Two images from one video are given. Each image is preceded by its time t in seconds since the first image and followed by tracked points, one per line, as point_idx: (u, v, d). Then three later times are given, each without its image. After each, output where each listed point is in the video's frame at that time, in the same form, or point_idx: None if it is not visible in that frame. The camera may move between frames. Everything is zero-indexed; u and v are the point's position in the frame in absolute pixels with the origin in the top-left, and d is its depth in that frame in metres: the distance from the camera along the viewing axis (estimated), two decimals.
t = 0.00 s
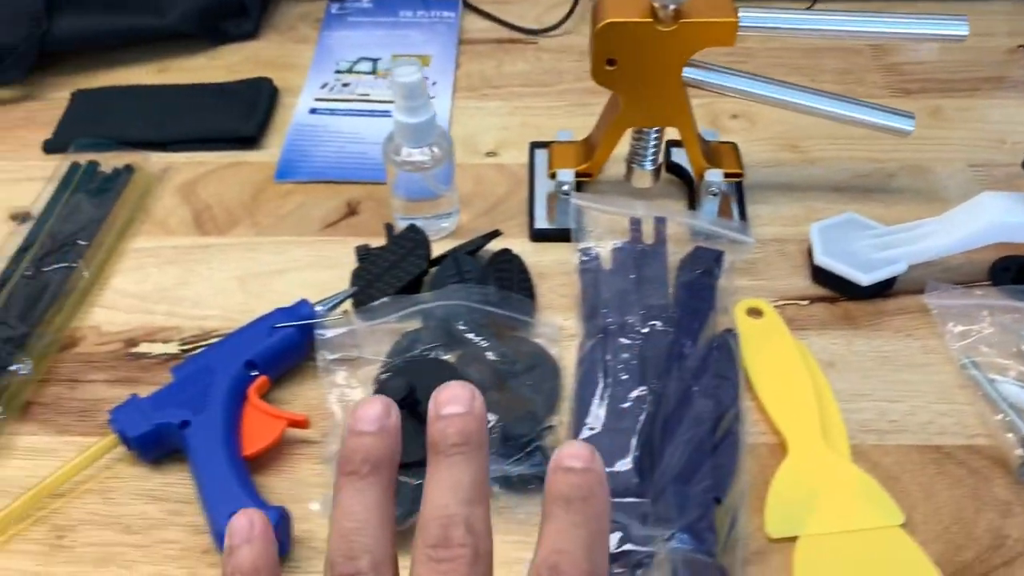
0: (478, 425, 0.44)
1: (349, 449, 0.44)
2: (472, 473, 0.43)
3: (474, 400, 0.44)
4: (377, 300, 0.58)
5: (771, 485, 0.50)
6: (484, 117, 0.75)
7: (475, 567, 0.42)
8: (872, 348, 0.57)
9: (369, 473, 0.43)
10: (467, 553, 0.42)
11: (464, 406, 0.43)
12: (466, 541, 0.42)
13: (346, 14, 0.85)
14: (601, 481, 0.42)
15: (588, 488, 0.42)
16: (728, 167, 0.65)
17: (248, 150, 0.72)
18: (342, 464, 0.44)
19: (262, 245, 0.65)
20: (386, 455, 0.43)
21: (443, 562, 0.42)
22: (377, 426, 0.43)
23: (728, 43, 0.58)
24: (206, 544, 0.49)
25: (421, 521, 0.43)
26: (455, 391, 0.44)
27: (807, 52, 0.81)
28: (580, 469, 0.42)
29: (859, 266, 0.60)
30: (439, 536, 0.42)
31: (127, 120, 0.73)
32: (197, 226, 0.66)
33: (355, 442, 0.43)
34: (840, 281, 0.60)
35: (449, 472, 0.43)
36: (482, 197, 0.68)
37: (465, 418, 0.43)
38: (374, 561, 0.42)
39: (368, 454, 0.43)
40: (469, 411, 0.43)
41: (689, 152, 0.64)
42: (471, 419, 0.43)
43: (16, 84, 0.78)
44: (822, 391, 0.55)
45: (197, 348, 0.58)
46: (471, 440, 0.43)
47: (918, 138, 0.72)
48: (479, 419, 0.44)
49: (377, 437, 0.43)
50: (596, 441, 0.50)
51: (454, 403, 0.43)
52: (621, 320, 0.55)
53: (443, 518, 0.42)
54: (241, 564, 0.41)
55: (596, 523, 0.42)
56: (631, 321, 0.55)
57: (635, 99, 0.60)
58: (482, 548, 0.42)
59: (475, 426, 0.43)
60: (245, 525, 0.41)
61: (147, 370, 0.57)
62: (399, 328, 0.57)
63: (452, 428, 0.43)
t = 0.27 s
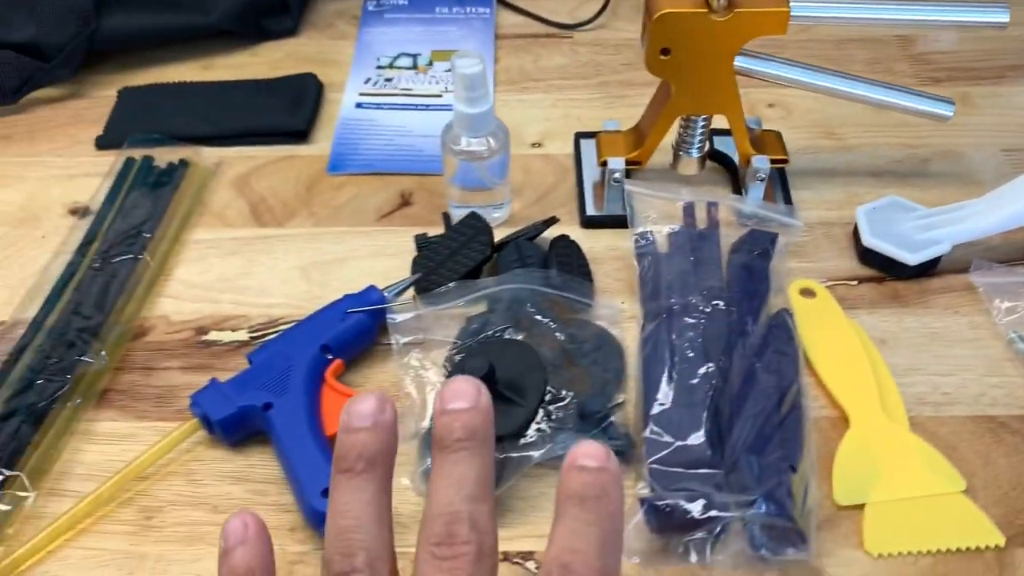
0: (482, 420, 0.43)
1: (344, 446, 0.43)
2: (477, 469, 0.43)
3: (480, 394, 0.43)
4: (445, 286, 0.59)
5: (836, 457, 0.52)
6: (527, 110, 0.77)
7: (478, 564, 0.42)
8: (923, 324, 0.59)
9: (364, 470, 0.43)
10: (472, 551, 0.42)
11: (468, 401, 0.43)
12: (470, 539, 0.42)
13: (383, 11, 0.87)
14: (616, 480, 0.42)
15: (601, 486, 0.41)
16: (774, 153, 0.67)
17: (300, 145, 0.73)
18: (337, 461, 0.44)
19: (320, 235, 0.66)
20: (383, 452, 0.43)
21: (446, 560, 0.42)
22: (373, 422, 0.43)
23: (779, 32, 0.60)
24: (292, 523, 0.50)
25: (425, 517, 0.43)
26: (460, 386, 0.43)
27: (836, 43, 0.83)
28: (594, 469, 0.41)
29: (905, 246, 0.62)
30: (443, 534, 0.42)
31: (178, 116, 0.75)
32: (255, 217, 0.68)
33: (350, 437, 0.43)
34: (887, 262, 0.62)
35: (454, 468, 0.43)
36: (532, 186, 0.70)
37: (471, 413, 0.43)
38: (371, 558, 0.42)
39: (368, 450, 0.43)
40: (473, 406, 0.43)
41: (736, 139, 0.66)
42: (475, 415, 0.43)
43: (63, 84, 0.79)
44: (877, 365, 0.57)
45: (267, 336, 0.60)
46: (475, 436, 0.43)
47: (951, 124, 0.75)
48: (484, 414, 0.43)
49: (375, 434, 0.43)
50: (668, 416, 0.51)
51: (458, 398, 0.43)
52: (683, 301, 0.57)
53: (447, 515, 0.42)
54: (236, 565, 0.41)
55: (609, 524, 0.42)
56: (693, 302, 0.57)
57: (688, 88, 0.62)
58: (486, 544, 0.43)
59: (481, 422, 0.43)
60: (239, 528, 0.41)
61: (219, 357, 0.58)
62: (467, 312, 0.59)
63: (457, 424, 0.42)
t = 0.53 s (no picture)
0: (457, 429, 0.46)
1: (331, 451, 0.45)
2: (449, 470, 0.45)
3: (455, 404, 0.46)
4: (513, 285, 0.62)
5: (895, 454, 0.54)
6: (578, 117, 0.79)
7: (451, 556, 0.44)
8: (971, 328, 0.62)
9: (349, 472, 0.45)
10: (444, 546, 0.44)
11: (444, 408, 0.46)
12: (442, 532, 0.44)
13: (433, 21, 0.89)
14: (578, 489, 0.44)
15: (563, 494, 0.43)
16: (823, 162, 0.69)
17: (359, 150, 0.76)
18: (323, 465, 0.46)
19: (385, 237, 0.69)
20: (365, 456, 0.45)
21: (420, 552, 0.44)
22: (359, 428, 0.45)
23: (834, 45, 0.62)
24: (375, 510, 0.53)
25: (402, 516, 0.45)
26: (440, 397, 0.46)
27: (874, 55, 0.86)
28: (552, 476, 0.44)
29: (952, 252, 0.64)
30: (418, 529, 0.44)
31: (242, 121, 0.77)
32: (321, 220, 0.70)
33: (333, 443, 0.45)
34: (935, 267, 0.64)
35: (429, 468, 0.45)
36: (587, 191, 0.72)
37: (445, 419, 0.45)
38: (356, 554, 0.44)
39: (353, 453, 0.45)
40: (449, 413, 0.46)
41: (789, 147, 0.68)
42: (448, 422, 0.45)
43: (126, 88, 0.81)
44: (930, 366, 0.59)
45: (339, 332, 0.62)
46: (450, 440, 0.45)
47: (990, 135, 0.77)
48: (460, 420, 0.46)
49: (358, 440, 0.45)
50: (736, 412, 0.53)
51: (435, 405, 0.46)
52: (745, 303, 0.59)
53: (423, 511, 0.44)
54: (238, 563, 0.43)
55: (570, 524, 0.44)
56: (755, 304, 0.59)
57: (744, 99, 0.65)
58: (458, 538, 0.45)
59: (455, 428, 0.45)
60: (243, 527, 0.44)
61: (295, 353, 0.61)
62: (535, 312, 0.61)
63: (432, 430, 0.45)
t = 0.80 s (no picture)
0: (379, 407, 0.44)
1: (267, 437, 0.44)
2: (372, 447, 0.43)
3: (380, 384, 0.44)
4: (649, 285, 0.62)
5: None
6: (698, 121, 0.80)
7: (379, 517, 0.42)
8: None
9: (286, 456, 0.43)
10: (467, 532, 0.40)
11: (370, 388, 0.44)
12: (369, 495, 0.42)
13: (548, 23, 0.90)
14: (485, 449, 0.42)
15: (468, 454, 0.41)
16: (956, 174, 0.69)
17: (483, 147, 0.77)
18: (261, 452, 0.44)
19: (514, 232, 0.69)
20: (299, 439, 0.43)
21: (346, 516, 0.42)
22: (292, 415, 0.44)
23: (982, 57, 0.62)
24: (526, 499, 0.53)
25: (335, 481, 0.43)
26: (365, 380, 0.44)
27: (993, 70, 0.85)
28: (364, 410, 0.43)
29: None
30: (342, 494, 0.42)
31: (368, 115, 0.79)
32: (450, 215, 0.72)
33: (348, 427, 0.43)
34: None
35: (370, 443, 0.43)
36: (712, 194, 0.73)
37: (372, 398, 0.44)
38: (292, 528, 0.43)
39: (287, 441, 0.43)
40: (372, 390, 0.44)
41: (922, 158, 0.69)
42: (371, 400, 0.44)
43: (253, 78, 0.83)
44: None
45: (476, 325, 0.63)
46: (377, 418, 0.43)
47: None
48: (386, 400, 0.44)
49: (297, 426, 0.44)
50: (885, 419, 0.54)
51: (362, 385, 0.44)
52: (888, 311, 0.59)
53: (348, 478, 0.42)
54: (196, 550, 0.43)
55: (480, 486, 0.41)
56: (899, 312, 0.59)
57: (886, 109, 0.65)
58: (387, 498, 0.43)
59: (379, 405, 0.44)
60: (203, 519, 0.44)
61: (436, 342, 0.62)
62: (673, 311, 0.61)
63: (358, 408, 0.43)
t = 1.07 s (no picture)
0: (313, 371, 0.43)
1: (178, 409, 0.45)
2: (298, 391, 0.41)
3: (317, 345, 0.44)
4: (797, 297, 0.62)
5: None
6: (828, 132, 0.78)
7: (231, 447, 0.39)
8: None
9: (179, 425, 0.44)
10: (296, 440, 0.39)
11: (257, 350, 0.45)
12: (226, 426, 0.40)
13: (671, 26, 0.89)
14: (322, 353, 0.44)
15: (306, 355, 0.43)
16: None
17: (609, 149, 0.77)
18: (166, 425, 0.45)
19: (646, 237, 0.69)
20: (199, 410, 0.44)
21: (205, 444, 0.39)
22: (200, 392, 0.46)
23: None
24: (674, 509, 0.52)
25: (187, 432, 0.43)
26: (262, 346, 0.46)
27: None
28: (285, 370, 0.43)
29: None
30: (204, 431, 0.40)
31: (496, 112, 0.79)
32: (580, 215, 0.71)
33: (224, 382, 0.43)
34: None
35: (299, 396, 0.41)
36: (847, 206, 0.71)
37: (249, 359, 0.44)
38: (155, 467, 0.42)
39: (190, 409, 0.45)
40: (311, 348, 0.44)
41: None
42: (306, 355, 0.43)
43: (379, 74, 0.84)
44: None
45: (610, 327, 0.62)
46: (253, 370, 0.44)
47: None
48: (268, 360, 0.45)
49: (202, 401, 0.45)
50: None
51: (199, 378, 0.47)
52: None
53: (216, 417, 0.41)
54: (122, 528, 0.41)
55: (314, 380, 0.42)
56: None
57: None
58: (244, 434, 0.40)
59: (315, 358, 0.43)
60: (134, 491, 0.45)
61: (573, 345, 0.61)
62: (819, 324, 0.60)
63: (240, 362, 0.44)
